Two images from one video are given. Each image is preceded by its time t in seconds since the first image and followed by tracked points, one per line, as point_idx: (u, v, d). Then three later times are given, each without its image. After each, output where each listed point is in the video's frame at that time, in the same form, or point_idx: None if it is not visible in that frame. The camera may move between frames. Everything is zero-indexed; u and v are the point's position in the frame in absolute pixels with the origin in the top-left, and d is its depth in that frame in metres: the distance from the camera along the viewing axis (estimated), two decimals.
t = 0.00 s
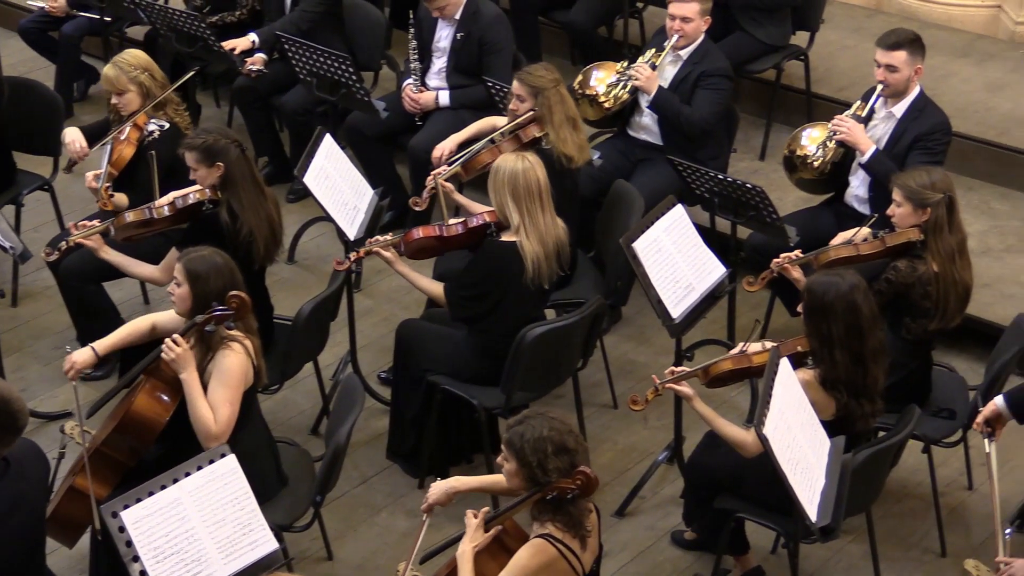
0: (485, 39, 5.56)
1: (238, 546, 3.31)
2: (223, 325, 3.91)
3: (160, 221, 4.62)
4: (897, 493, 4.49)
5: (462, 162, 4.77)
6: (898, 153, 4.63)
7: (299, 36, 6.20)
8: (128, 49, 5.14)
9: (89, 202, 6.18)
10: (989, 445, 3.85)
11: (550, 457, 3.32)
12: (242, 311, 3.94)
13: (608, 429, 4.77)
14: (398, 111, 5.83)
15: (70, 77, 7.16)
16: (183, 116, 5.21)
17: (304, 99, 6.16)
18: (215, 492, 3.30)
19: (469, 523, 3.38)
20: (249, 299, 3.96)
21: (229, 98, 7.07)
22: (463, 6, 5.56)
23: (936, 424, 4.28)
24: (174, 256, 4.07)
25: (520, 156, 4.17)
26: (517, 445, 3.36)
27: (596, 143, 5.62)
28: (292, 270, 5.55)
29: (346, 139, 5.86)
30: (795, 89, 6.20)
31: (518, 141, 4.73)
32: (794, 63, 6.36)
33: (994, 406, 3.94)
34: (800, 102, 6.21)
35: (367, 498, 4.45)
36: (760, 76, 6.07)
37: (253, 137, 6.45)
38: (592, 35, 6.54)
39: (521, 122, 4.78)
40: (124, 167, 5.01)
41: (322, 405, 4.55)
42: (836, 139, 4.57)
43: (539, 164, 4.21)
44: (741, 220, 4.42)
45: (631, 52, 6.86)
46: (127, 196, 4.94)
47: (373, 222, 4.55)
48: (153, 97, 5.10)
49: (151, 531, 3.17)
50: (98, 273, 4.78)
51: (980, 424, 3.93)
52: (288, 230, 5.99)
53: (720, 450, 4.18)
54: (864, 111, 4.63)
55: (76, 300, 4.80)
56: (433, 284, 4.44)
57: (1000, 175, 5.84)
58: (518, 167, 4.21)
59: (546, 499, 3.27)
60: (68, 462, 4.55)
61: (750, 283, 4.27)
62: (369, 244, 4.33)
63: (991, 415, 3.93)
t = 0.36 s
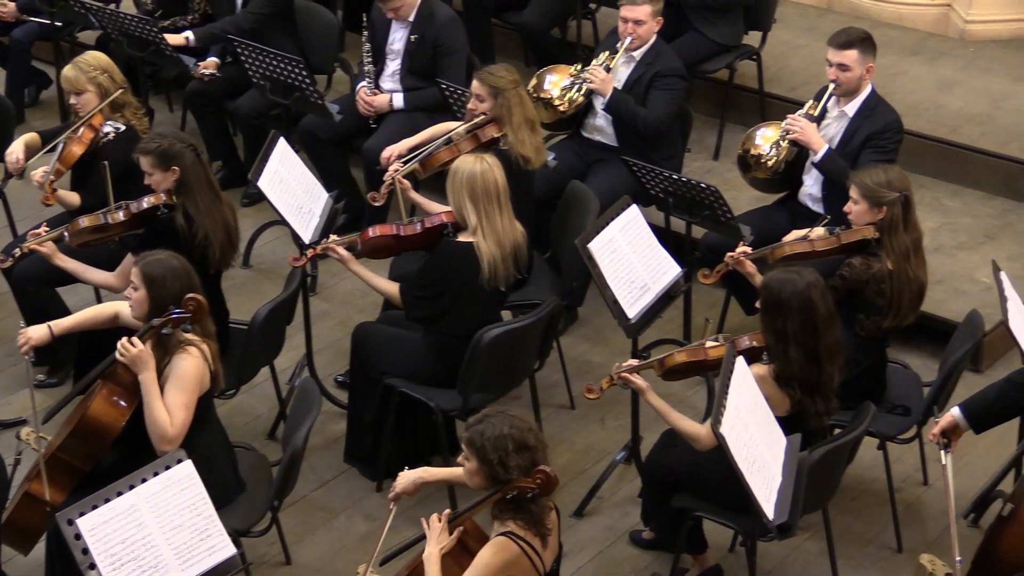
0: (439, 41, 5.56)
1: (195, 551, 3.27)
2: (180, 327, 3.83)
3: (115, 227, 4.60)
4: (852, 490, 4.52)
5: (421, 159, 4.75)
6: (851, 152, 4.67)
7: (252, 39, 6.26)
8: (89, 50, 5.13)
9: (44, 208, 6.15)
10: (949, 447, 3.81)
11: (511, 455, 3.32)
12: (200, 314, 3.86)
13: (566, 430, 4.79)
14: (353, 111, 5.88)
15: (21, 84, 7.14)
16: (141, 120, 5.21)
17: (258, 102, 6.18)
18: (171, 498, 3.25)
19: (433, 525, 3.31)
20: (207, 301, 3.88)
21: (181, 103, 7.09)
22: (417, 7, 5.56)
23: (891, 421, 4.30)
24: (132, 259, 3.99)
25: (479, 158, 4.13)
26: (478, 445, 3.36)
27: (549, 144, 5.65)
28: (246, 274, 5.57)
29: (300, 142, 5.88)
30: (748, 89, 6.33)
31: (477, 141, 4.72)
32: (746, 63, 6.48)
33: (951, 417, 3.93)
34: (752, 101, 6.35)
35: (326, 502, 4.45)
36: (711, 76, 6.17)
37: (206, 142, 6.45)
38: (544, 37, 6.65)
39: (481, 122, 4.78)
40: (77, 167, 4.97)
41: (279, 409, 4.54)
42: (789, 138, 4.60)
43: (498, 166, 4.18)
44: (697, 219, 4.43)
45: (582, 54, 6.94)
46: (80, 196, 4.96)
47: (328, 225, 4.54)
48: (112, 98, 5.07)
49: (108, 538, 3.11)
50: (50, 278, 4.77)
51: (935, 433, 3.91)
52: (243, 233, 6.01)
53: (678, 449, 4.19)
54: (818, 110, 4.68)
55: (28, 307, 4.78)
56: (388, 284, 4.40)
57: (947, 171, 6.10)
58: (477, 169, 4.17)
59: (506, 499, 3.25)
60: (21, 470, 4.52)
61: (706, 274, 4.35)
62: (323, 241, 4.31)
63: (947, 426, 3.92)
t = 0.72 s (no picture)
0: (387, 44, 5.59)
1: (147, 558, 3.21)
2: (130, 330, 3.76)
3: (63, 233, 4.58)
4: (804, 486, 4.54)
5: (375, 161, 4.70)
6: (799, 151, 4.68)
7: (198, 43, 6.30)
8: (29, 55, 5.11)
9: None
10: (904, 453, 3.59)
11: (465, 455, 3.31)
12: (150, 318, 3.81)
13: (519, 431, 4.80)
14: (302, 116, 5.85)
15: None
16: (84, 123, 5.18)
17: (206, 106, 6.18)
18: (122, 506, 3.19)
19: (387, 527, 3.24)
20: (157, 306, 3.83)
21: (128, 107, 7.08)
22: (365, 10, 5.59)
23: (841, 417, 4.32)
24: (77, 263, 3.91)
25: (426, 158, 4.14)
26: (432, 445, 3.34)
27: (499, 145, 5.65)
28: (193, 279, 5.59)
29: (248, 146, 5.85)
30: (695, 88, 6.41)
31: (429, 142, 4.69)
32: (694, 62, 6.56)
33: (909, 425, 3.68)
34: (701, 101, 6.40)
35: (280, 506, 4.44)
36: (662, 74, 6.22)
37: (155, 146, 6.44)
38: (492, 37, 6.69)
39: (433, 123, 4.75)
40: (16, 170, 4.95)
41: (230, 414, 4.53)
42: (737, 137, 4.61)
43: (445, 165, 4.19)
44: (647, 219, 4.44)
45: (530, 54, 6.97)
46: (20, 199, 5.09)
47: (278, 228, 4.54)
48: (53, 101, 5.04)
49: (60, 545, 3.03)
50: None
51: (892, 442, 3.68)
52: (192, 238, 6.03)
53: (630, 448, 4.19)
54: (766, 108, 4.71)
55: None
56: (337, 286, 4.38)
57: (894, 168, 6.15)
58: (424, 168, 4.18)
59: (460, 499, 3.24)
60: None
61: (656, 272, 4.33)
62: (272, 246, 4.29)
63: (904, 436, 3.69)
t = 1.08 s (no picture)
0: (333, 48, 5.63)
1: (98, 568, 3.16)
2: (79, 337, 3.67)
3: (9, 241, 4.57)
4: (757, 485, 4.57)
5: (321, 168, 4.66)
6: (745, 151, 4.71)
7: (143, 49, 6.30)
8: None
9: None
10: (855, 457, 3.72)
11: (416, 458, 3.28)
12: (101, 323, 3.70)
13: (471, 433, 4.82)
14: (249, 120, 5.84)
15: None
16: (14, 130, 5.23)
17: (152, 112, 6.18)
18: (71, 515, 3.13)
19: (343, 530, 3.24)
20: (107, 310, 3.72)
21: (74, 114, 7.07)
22: (311, 13, 5.60)
23: (792, 415, 4.34)
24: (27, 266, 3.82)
25: (369, 159, 4.16)
26: (383, 448, 3.32)
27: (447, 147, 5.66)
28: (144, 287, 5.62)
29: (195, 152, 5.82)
30: (642, 90, 6.47)
31: (375, 147, 4.67)
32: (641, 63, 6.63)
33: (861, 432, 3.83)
34: (648, 102, 6.46)
35: (231, 513, 4.42)
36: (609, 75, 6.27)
37: (101, 153, 6.43)
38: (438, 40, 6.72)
39: (379, 129, 4.73)
40: None
41: (180, 421, 4.52)
42: (684, 138, 4.63)
43: (389, 166, 4.20)
44: (595, 219, 4.45)
45: (477, 57, 7.02)
46: None
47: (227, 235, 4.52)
48: None
49: (5, 559, 2.98)
50: None
51: (846, 447, 3.80)
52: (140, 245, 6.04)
53: (581, 449, 4.18)
54: (712, 109, 4.73)
55: None
56: (285, 292, 4.35)
57: (842, 167, 6.22)
58: (367, 169, 4.19)
59: (412, 502, 3.23)
60: None
61: (608, 282, 4.40)
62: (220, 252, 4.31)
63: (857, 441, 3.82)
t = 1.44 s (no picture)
0: (264, 52, 5.62)
1: None
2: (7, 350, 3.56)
3: None
4: (694, 483, 4.59)
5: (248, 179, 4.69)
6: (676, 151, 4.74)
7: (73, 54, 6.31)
8: None
9: None
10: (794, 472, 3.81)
11: (351, 463, 3.25)
12: (31, 336, 3.62)
13: (406, 436, 4.83)
14: (178, 126, 5.88)
15: None
16: None
17: (82, 119, 6.22)
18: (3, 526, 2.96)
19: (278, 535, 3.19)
20: (38, 324, 3.65)
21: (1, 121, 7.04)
22: (241, 18, 5.59)
23: (726, 413, 4.37)
24: None
25: (295, 162, 4.15)
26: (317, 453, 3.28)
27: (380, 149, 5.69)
28: (76, 294, 5.64)
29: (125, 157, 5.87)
30: (573, 91, 6.58)
31: (302, 154, 4.62)
32: (573, 63, 6.73)
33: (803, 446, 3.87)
34: (579, 102, 6.59)
35: (167, 521, 4.40)
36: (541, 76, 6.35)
37: (31, 161, 6.42)
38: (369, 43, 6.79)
39: (306, 136, 4.69)
40: None
41: (114, 430, 4.54)
42: (616, 138, 4.65)
43: (315, 169, 4.19)
44: (528, 220, 4.45)
45: (409, 60, 7.08)
46: None
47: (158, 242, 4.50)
48: None
49: None
50: None
51: (787, 462, 3.85)
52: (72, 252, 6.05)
53: (517, 451, 4.18)
54: (643, 108, 4.75)
55: None
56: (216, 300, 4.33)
57: (775, 165, 6.30)
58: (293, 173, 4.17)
59: (348, 507, 3.20)
60: None
61: (546, 295, 4.35)
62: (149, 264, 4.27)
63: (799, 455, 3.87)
